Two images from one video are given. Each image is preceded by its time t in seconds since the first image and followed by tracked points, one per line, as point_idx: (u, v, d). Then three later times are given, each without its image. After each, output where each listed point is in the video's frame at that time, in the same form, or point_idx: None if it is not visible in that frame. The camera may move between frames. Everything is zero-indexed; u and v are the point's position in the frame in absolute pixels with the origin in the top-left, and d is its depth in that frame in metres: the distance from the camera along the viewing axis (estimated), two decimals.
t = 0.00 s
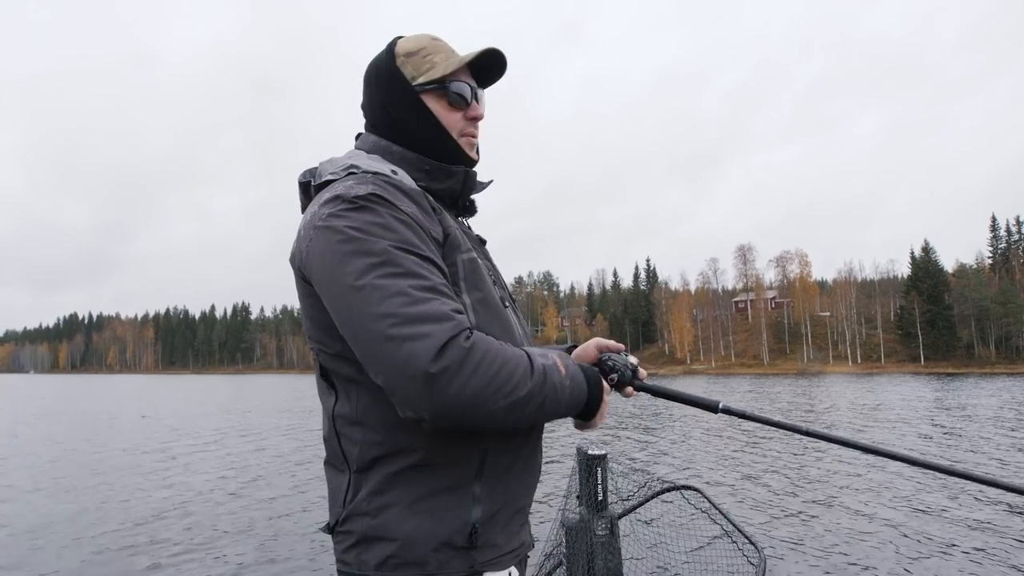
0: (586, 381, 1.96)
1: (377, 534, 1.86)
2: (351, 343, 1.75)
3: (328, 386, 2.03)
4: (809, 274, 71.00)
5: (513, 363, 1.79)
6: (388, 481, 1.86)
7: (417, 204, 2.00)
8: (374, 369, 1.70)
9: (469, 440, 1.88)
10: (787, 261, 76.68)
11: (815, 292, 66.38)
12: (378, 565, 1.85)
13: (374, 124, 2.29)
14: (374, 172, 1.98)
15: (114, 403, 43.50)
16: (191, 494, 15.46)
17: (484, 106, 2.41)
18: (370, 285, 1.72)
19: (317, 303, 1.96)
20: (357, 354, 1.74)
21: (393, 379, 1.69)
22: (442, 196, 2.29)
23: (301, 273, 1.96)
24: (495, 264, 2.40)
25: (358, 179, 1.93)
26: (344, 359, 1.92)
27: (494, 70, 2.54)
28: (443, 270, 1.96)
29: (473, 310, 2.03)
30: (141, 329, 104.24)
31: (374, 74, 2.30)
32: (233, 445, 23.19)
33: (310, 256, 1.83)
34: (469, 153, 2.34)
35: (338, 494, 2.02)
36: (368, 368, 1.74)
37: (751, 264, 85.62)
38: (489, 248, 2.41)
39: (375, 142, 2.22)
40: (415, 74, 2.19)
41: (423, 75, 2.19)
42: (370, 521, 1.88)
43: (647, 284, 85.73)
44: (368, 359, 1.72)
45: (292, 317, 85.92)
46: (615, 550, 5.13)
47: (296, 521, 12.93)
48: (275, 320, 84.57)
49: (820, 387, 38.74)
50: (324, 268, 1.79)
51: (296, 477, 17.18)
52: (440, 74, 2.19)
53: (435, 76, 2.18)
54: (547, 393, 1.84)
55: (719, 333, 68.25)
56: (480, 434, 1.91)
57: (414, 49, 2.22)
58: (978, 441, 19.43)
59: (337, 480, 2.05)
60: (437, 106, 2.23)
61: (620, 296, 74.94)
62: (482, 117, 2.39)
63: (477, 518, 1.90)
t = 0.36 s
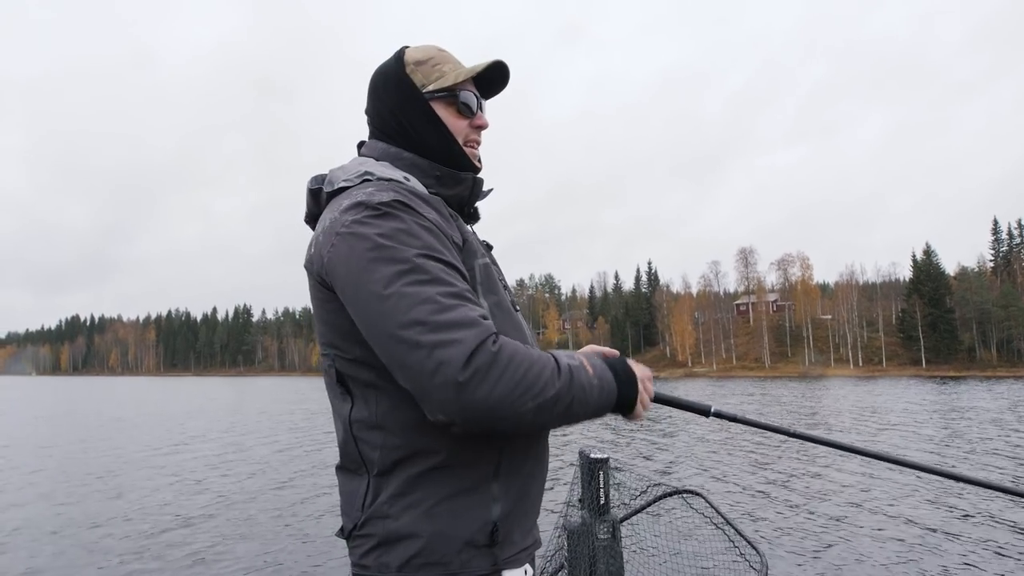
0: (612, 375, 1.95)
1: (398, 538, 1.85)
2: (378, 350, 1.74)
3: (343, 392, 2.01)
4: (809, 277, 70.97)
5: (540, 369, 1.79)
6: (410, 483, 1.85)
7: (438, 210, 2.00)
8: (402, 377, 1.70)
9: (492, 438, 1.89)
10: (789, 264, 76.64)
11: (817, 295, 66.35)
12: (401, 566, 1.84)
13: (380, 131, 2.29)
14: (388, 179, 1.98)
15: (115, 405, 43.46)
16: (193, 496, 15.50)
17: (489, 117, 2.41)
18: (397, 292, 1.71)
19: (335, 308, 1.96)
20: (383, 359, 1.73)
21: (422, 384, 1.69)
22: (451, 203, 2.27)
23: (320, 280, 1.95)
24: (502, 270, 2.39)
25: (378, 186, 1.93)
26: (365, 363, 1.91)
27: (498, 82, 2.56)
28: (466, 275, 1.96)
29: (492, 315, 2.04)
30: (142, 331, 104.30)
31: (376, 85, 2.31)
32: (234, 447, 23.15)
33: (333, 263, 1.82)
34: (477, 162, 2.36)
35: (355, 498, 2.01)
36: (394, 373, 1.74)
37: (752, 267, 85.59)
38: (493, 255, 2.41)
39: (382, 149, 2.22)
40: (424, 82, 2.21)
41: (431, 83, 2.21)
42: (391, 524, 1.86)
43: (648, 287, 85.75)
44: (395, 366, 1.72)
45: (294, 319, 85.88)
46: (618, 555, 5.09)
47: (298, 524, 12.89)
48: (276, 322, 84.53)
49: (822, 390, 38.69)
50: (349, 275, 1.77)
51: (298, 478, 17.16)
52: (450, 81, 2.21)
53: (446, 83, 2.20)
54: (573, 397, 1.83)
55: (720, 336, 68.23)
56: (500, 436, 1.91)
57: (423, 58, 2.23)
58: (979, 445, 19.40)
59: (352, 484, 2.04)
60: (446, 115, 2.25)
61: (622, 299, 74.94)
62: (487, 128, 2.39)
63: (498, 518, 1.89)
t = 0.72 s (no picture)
0: (600, 369, 1.95)
1: (401, 539, 1.83)
2: (376, 354, 1.73)
3: (348, 394, 2.00)
4: (810, 279, 70.98)
5: (532, 365, 1.77)
6: (413, 483, 1.84)
7: (435, 214, 1.98)
8: (401, 380, 1.69)
9: (492, 440, 1.87)
10: (789, 265, 76.61)
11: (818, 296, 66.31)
12: (404, 567, 1.82)
13: (381, 134, 2.28)
14: (388, 184, 1.97)
15: (117, 407, 43.47)
16: (195, 498, 15.51)
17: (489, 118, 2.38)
18: (393, 297, 1.69)
19: (335, 312, 1.94)
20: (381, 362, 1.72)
21: (419, 387, 1.68)
22: (453, 205, 2.25)
23: (322, 282, 1.93)
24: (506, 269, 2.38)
25: (376, 192, 1.91)
26: (367, 367, 1.90)
27: (498, 82, 2.53)
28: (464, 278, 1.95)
29: (491, 317, 2.02)
30: (144, 334, 104.47)
31: (378, 88, 2.30)
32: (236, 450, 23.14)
33: (333, 269, 1.81)
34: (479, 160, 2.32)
35: (359, 498, 2.00)
36: (393, 377, 1.72)
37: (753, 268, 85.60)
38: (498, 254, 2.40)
39: (385, 152, 2.21)
40: (422, 83, 2.19)
41: (429, 85, 2.19)
42: (395, 525, 1.85)
43: (649, 288, 85.68)
44: (393, 369, 1.70)
45: (295, 321, 85.96)
46: (622, 558, 5.05)
47: (300, 527, 12.86)
48: (278, 324, 84.59)
49: (823, 391, 38.65)
50: (347, 280, 1.76)
51: (301, 481, 17.15)
52: (446, 81, 2.19)
53: (441, 84, 2.17)
54: (564, 391, 1.83)
55: (721, 337, 68.22)
56: (501, 437, 1.89)
57: (421, 60, 2.22)
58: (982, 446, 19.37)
59: (357, 485, 2.03)
60: (444, 115, 2.22)
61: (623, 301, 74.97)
62: (486, 129, 2.36)
63: (500, 518, 1.87)
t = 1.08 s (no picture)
0: (630, 282, 1.79)
1: (410, 533, 1.89)
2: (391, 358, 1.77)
3: (354, 397, 2.05)
4: (813, 278, 70.98)
5: (546, 320, 1.67)
6: (419, 483, 1.88)
7: (428, 210, 2.02)
8: (420, 376, 1.72)
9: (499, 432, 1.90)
10: (793, 264, 76.47)
11: (821, 295, 66.24)
12: (415, 561, 1.87)
13: (377, 141, 2.34)
14: (379, 186, 2.02)
15: (122, 408, 43.64)
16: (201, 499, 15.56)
17: (481, 132, 2.41)
18: (398, 296, 1.72)
19: (338, 318, 1.99)
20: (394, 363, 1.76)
21: (438, 381, 1.71)
22: (443, 206, 2.31)
23: (322, 290, 1.97)
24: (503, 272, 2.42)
25: (367, 197, 1.95)
26: (369, 369, 1.94)
27: (499, 99, 2.55)
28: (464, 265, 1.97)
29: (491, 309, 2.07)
30: (148, 335, 104.99)
31: (374, 97, 2.35)
32: (241, 449, 23.25)
33: (336, 276, 1.85)
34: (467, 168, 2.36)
35: (369, 498, 2.05)
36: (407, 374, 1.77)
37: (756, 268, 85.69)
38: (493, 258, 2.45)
39: (374, 157, 2.26)
40: (416, 91, 2.23)
41: (421, 95, 2.23)
42: (403, 520, 1.90)
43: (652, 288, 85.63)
44: (408, 366, 1.75)
45: (298, 322, 86.23)
46: (623, 556, 5.12)
47: (305, 527, 12.91)
48: (281, 325, 84.83)
49: (827, 390, 38.58)
50: (351, 286, 1.81)
51: (305, 481, 17.19)
52: (439, 94, 2.22)
53: (433, 96, 2.20)
54: (587, 329, 1.73)
55: (724, 336, 68.28)
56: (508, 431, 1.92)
57: (419, 68, 2.26)
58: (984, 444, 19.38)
59: (367, 483, 2.09)
60: (432, 128, 2.25)
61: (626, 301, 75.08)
62: (478, 140, 2.39)
63: (506, 509, 1.92)
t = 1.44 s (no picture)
0: (619, 226, 2.09)
1: (427, 530, 1.90)
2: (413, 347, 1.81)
3: (364, 398, 2.07)
4: (818, 275, 70.81)
5: (571, 289, 1.88)
6: (435, 480, 1.89)
7: (429, 200, 2.04)
8: (449, 359, 1.78)
9: (513, 418, 1.91)
10: (797, 261, 76.27)
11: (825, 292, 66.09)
12: (436, 555, 1.89)
13: (367, 146, 2.34)
14: (368, 186, 2.02)
15: (127, 406, 43.75)
16: (206, 497, 15.57)
17: (472, 141, 2.42)
18: (420, 283, 1.75)
19: (344, 320, 1.99)
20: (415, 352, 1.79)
21: (473, 360, 1.77)
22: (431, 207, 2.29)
23: (327, 295, 1.98)
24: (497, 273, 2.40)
25: (362, 195, 1.95)
26: (380, 369, 1.95)
27: (490, 114, 2.56)
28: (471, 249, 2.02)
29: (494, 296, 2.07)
30: (153, 333, 105.28)
31: (371, 103, 2.36)
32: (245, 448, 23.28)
33: (345, 277, 1.86)
34: (458, 172, 2.36)
35: (385, 498, 2.07)
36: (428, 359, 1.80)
37: (760, 265, 85.47)
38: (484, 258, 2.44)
39: (359, 160, 2.27)
40: (409, 97, 2.25)
41: (414, 100, 2.24)
42: (421, 517, 1.91)
43: (657, 285, 85.48)
44: (432, 351, 1.78)
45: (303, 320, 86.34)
46: (629, 551, 5.13)
47: (310, 526, 12.92)
48: (286, 323, 85.01)
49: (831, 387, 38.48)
50: (365, 287, 1.81)
51: (309, 480, 17.19)
52: (431, 98, 2.24)
53: (425, 101, 2.23)
54: (599, 282, 1.97)
55: (728, 333, 68.17)
56: (524, 414, 1.94)
57: (413, 75, 2.28)
58: (989, 441, 19.33)
59: (381, 485, 2.10)
60: (423, 133, 2.26)
61: (630, 298, 74.99)
62: (469, 150, 2.40)
63: (524, 498, 1.91)
